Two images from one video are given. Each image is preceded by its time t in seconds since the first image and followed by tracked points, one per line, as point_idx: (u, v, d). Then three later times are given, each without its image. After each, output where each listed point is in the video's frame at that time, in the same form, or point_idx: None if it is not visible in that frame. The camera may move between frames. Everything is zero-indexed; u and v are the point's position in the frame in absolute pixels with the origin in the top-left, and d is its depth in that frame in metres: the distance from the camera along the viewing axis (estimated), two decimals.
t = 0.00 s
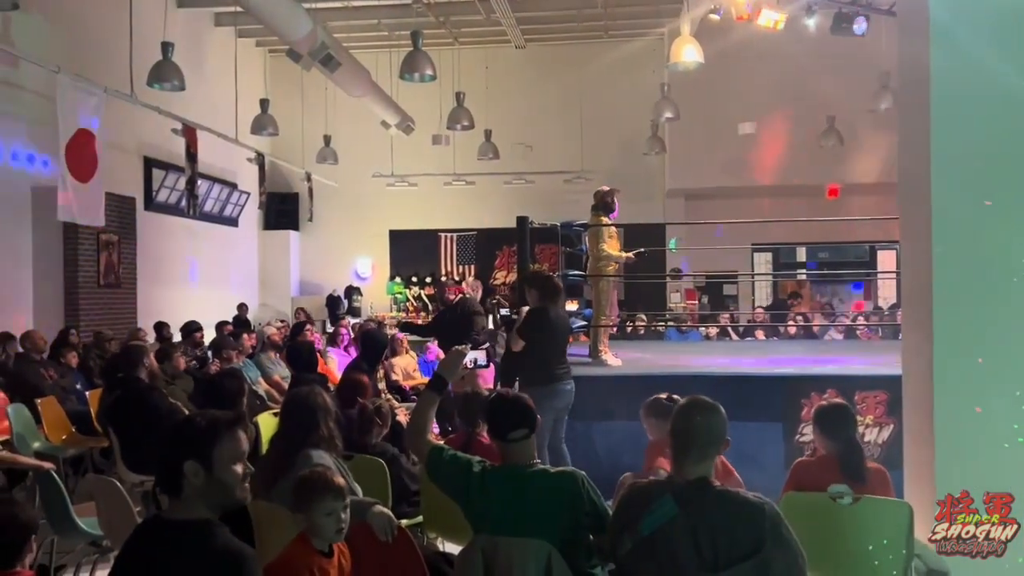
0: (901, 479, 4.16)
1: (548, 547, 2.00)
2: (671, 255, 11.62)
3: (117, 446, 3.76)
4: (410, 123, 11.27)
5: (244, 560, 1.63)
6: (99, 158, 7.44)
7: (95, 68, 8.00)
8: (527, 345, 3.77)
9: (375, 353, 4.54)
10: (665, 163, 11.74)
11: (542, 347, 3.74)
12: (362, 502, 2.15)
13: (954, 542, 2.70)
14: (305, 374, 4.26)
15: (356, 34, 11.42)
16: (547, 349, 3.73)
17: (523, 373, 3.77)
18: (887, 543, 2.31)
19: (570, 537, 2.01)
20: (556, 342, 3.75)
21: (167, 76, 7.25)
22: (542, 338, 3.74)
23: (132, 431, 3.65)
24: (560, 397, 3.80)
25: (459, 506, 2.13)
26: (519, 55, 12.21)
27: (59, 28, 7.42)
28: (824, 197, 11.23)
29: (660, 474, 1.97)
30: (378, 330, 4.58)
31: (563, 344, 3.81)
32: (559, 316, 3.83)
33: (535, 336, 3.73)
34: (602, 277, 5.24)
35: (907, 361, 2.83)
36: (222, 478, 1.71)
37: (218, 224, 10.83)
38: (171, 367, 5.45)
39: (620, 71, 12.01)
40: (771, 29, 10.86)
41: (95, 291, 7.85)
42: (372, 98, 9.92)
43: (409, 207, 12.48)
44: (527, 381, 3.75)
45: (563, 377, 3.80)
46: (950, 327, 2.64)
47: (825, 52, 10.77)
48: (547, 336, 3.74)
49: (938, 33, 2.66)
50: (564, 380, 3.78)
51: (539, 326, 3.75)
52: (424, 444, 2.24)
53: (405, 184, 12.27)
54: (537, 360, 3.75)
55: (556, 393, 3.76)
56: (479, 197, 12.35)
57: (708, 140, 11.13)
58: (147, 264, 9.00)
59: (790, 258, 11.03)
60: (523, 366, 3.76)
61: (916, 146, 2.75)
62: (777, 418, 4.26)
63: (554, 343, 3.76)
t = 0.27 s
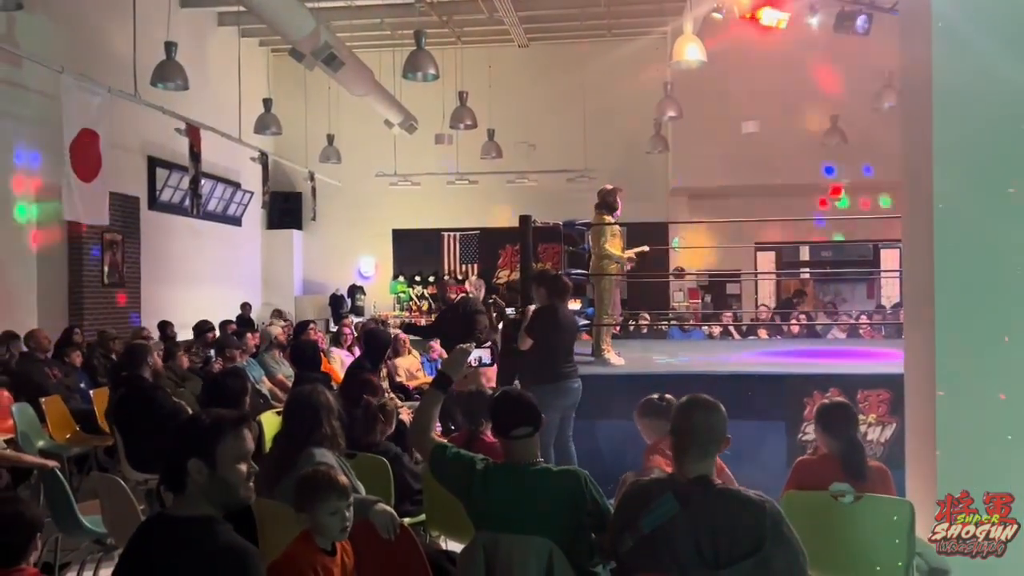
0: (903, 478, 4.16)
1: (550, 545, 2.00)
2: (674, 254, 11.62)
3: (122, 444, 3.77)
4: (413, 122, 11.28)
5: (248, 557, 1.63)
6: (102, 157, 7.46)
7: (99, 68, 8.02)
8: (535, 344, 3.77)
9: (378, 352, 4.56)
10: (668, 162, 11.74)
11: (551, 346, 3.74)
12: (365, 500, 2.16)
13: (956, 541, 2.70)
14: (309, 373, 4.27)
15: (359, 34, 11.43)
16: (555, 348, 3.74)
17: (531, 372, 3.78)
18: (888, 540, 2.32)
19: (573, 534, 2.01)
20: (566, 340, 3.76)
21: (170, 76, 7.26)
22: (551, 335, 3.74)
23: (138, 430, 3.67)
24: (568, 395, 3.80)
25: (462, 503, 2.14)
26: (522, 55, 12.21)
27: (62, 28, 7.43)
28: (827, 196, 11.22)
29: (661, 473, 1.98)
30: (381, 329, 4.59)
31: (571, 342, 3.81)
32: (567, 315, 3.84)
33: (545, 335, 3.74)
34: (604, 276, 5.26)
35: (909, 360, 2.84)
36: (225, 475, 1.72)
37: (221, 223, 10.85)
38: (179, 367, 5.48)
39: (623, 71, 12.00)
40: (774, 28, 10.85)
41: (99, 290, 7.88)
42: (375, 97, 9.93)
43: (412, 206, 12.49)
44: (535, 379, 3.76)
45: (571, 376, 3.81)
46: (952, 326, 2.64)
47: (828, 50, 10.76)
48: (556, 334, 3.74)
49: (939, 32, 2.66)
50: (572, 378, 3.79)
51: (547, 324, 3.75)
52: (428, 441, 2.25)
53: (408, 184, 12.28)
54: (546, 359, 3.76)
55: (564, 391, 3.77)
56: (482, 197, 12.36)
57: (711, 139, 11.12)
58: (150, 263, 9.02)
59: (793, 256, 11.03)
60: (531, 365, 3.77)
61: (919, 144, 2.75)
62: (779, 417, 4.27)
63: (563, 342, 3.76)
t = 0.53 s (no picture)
0: (904, 477, 4.16)
1: (552, 544, 2.01)
2: (676, 253, 11.63)
3: (125, 443, 3.78)
4: (415, 121, 11.28)
5: (251, 554, 1.64)
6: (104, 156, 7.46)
7: (101, 68, 8.04)
8: (538, 343, 3.78)
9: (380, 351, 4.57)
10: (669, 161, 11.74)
11: (555, 344, 3.75)
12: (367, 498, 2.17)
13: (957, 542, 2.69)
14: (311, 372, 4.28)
15: (361, 33, 11.44)
16: (559, 346, 3.74)
17: (536, 371, 3.78)
18: (887, 539, 2.32)
19: (574, 532, 2.02)
20: (569, 339, 3.77)
21: (172, 75, 7.27)
22: (555, 335, 3.76)
23: (141, 429, 3.68)
24: (571, 394, 3.79)
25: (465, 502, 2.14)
26: (524, 54, 12.22)
27: (64, 27, 7.45)
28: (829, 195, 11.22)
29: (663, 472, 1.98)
30: (384, 329, 4.60)
31: (575, 341, 3.82)
32: (570, 314, 3.84)
33: (548, 334, 3.75)
34: (606, 275, 5.26)
35: (911, 359, 2.84)
36: (229, 474, 1.73)
37: (223, 223, 10.86)
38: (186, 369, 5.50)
39: (625, 70, 12.00)
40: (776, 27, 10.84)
41: (102, 289, 7.90)
42: (377, 96, 9.94)
43: (414, 205, 12.50)
44: (539, 378, 3.76)
45: (574, 375, 3.80)
46: (954, 324, 2.64)
47: (829, 49, 10.75)
48: (559, 333, 3.75)
49: (940, 31, 2.66)
50: (575, 377, 3.79)
51: (550, 323, 3.77)
52: (431, 439, 2.25)
53: (410, 183, 12.29)
54: (550, 357, 3.76)
55: (568, 390, 3.77)
56: (484, 196, 12.36)
57: (713, 137, 11.12)
58: (152, 262, 9.04)
59: (794, 255, 11.03)
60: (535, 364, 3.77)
61: (921, 142, 2.75)
62: (780, 415, 4.26)
63: (567, 341, 3.77)
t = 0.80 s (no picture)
0: (904, 475, 4.17)
1: (551, 542, 2.02)
2: (677, 251, 11.63)
3: (127, 441, 3.78)
4: (415, 119, 11.28)
5: (250, 551, 1.64)
6: (105, 154, 7.48)
7: (102, 67, 8.04)
8: (537, 341, 3.78)
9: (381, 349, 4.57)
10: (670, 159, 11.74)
11: (554, 342, 3.76)
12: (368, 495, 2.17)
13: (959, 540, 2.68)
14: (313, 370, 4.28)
15: (362, 31, 11.44)
16: (557, 343, 3.75)
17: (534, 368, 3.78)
18: (889, 535, 2.34)
19: (575, 530, 2.03)
20: (567, 336, 3.77)
21: (173, 73, 7.27)
22: (553, 332, 3.76)
23: (144, 427, 3.68)
24: (570, 392, 3.80)
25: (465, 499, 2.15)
26: (524, 52, 12.22)
27: (65, 25, 7.45)
28: (829, 193, 11.22)
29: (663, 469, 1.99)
30: (385, 327, 4.61)
31: (573, 339, 3.83)
32: (569, 312, 3.85)
33: (546, 332, 3.76)
34: (606, 274, 5.27)
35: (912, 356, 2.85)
36: (226, 471, 1.73)
37: (224, 221, 10.87)
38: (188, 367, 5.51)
39: (626, 68, 12.00)
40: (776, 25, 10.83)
41: (103, 287, 7.90)
42: (377, 95, 9.94)
43: (414, 203, 12.50)
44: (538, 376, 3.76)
45: (573, 372, 3.80)
46: (953, 320, 2.64)
47: (829, 47, 10.75)
48: (558, 330, 3.76)
49: (941, 28, 2.66)
50: (574, 374, 3.79)
51: (547, 320, 3.77)
52: (433, 436, 2.25)
53: (410, 181, 12.29)
54: (548, 354, 3.76)
55: (567, 388, 3.77)
56: (484, 194, 12.36)
57: (713, 136, 11.13)
58: (153, 260, 9.04)
59: (795, 253, 11.04)
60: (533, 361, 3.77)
61: (921, 140, 2.75)
62: (780, 414, 4.27)
63: (564, 338, 3.78)
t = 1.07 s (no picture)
0: (904, 473, 4.17)
1: (551, 540, 2.02)
2: (677, 249, 11.63)
3: (127, 440, 3.77)
4: (415, 117, 11.27)
5: (251, 549, 1.65)
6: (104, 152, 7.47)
7: (102, 65, 8.03)
8: (534, 339, 3.78)
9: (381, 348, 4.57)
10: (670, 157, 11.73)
11: (552, 340, 3.76)
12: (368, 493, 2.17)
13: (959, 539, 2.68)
14: (313, 369, 4.28)
15: (362, 30, 11.43)
16: (554, 341, 3.75)
17: (531, 366, 3.78)
18: (890, 532, 2.34)
19: (575, 528, 2.02)
20: (563, 334, 3.77)
21: (173, 72, 7.27)
22: (551, 330, 3.76)
23: (144, 425, 3.67)
24: (568, 390, 3.80)
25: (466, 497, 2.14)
26: (524, 50, 12.21)
27: (65, 24, 7.45)
28: (829, 191, 11.21)
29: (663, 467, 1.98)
30: (384, 325, 4.61)
31: (570, 337, 3.83)
32: (565, 310, 3.85)
33: (543, 330, 3.75)
34: (606, 272, 5.27)
35: (913, 354, 2.84)
36: (227, 469, 1.73)
37: (224, 219, 10.87)
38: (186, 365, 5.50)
39: (626, 66, 11.99)
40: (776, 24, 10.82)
41: (102, 286, 7.90)
42: (378, 93, 9.93)
43: (415, 202, 12.50)
44: (535, 374, 3.76)
45: (571, 370, 3.81)
46: (953, 318, 2.64)
47: (830, 45, 10.74)
48: (555, 328, 3.76)
49: (942, 25, 2.65)
50: (572, 372, 3.79)
51: (544, 319, 3.76)
52: (434, 433, 2.25)
53: (410, 179, 12.29)
54: (546, 352, 3.76)
55: (564, 386, 3.77)
56: (484, 192, 12.36)
57: (713, 134, 11.11)
58: (153, 258, 9.03)
59: (795, 252, 11.04)
60: (530, 360, 3.77)
61: (922, 138, 2.74)
62: (780, 412, 4.27)
63: (561, 336, 3.78)
